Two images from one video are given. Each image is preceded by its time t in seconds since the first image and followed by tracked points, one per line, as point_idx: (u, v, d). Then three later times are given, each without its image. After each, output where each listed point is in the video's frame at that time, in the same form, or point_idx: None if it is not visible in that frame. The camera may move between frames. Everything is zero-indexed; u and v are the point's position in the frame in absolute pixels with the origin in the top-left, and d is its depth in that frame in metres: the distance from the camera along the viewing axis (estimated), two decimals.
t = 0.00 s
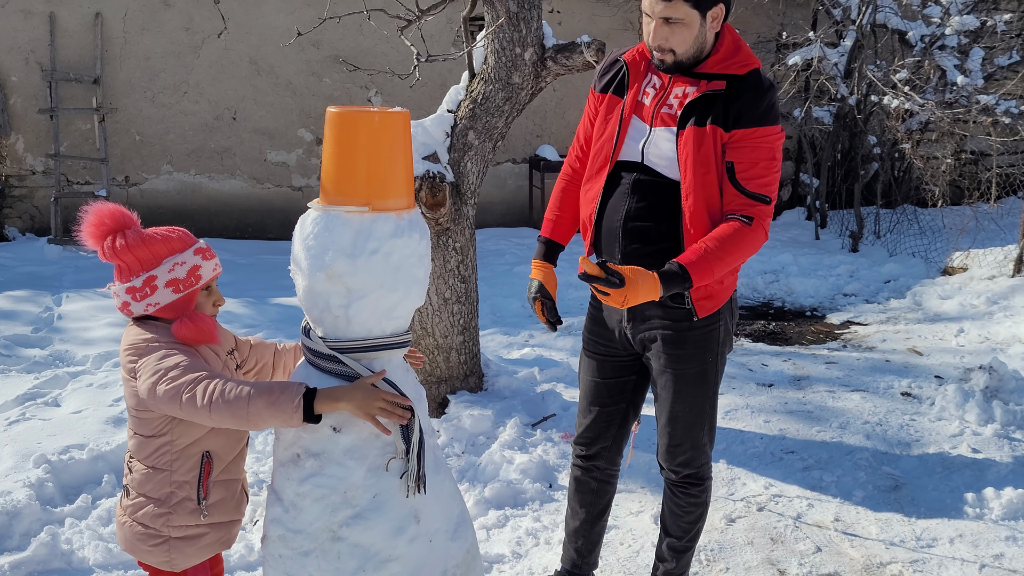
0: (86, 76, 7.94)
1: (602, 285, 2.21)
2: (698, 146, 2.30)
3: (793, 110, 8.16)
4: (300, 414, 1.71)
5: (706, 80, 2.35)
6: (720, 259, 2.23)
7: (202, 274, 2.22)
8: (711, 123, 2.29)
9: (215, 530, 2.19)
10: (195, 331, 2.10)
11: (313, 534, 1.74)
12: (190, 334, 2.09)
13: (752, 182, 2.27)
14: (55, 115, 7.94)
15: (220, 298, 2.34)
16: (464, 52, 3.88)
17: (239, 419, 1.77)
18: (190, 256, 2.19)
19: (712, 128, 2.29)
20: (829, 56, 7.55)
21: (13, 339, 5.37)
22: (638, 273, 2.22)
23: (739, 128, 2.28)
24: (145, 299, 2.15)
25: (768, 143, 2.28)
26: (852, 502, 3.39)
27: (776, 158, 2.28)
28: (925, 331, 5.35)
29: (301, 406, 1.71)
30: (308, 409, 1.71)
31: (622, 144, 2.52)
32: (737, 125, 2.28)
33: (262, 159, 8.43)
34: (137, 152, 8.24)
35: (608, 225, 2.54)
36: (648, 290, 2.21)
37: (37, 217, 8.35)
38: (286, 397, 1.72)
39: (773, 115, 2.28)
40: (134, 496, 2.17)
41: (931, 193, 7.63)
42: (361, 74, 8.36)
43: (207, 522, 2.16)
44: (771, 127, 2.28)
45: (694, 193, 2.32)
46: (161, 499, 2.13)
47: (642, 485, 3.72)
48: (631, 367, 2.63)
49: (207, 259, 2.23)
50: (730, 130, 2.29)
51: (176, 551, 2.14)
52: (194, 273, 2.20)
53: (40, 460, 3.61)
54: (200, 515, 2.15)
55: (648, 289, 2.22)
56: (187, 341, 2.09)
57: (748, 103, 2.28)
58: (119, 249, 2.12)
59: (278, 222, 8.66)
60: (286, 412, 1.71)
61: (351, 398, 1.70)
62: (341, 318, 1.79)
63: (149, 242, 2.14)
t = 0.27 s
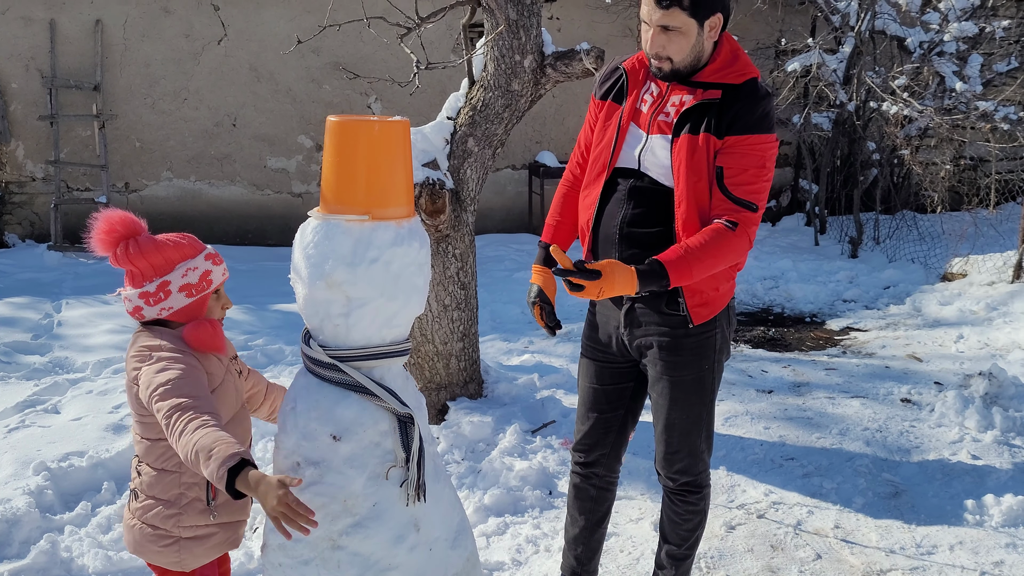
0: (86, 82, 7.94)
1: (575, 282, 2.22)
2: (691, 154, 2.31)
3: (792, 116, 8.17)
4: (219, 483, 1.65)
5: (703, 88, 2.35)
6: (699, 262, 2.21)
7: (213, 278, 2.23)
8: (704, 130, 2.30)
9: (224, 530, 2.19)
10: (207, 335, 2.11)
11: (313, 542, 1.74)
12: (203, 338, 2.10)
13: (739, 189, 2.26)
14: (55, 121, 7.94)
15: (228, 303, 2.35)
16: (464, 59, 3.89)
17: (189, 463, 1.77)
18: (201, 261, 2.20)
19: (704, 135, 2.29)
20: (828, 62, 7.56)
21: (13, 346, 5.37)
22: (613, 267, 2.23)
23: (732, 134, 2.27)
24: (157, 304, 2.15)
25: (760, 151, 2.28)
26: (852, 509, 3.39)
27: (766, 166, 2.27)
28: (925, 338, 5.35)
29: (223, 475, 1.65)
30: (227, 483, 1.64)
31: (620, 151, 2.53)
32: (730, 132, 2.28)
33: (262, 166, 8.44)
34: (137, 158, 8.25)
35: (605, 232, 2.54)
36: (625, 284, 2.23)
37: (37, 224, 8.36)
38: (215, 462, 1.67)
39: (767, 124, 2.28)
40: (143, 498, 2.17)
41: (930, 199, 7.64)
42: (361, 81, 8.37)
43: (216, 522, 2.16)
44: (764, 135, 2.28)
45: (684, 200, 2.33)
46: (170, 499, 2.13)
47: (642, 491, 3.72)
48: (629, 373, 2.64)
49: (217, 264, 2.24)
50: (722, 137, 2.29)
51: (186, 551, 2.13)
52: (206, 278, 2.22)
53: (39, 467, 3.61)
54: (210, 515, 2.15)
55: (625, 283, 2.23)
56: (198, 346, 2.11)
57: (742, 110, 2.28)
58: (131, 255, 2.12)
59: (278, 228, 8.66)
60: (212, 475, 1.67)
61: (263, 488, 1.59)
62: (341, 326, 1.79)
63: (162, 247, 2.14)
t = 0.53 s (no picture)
0: (86, 91, 7.95)
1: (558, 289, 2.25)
2: (684, 163, 2.32)
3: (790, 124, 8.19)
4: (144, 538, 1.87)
5: (699, 98, 2.36)
6: (679, 266, 2.20)
7: (230, 285, 2.29)
8: (697, 139, 2.31)
9: (244, 523, 2.26)
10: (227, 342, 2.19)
11: (313, 553, 1.74)
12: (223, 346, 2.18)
13: (727, 195, 2.25)
14: (55, 129, 7.95)
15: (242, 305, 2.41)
16: (464, 69, 3.90)
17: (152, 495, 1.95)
18: (219, 269, 2.25)
19: (697, 144, 2.30)
20: (827, 70, 7.59)
21: (13, 355, 5.37)
22: (595, 269, 2.24)
23: (725, 142, 2.26)
24: (178, 313, 2.20)
25: (752, 159, 2.26)
26: (852, 517, 3.39)
27: (757, 175, 2.26)
28: (924, 345, 5.36)
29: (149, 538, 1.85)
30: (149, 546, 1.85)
31: (618, 159, 2.53)
32: (723, 139, 2.27)
33: (262, 174, 8.44)
34: (137, 166, 8.25)
35: (603, 240, 2.55)
36: (606, 286, 2.23)
37: (37, 232, 8.36)
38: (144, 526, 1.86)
39: (761, 133, 2.27)
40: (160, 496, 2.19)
41: (929, 206, 7.65)
42: (361, 90, 8.39)
43: (238, 515, 2.23)
44: (757, 144, 2.26)
45: (677, 208, 2.34)
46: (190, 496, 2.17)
47: (642, 500, 3.72)
48: (626, 382, 2.64)
49: (234, 271, 2.29)
50: (714, 146, 2.28)
51: (209, 544, 2.19)
52: (223, 285, 2.27)
53: (39, 476, 3.61)
54: (233, 509, 2.22)
55: (606, 284, 2.24)
56: (217, 352, 2.19)
57: (736, 118, 2.27)
58: (152, 266, 2.15)
59: (278, 236, 8.67)
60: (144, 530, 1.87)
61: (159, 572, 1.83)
62: (341, 336, 1.79)
63: (182, 257, 2.18)
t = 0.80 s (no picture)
0: (86, 100, 7.96)
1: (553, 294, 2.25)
2: (681, 173, 2.33)
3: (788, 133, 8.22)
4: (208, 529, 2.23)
5: (695, 108, 2.36)
6: (674, 273, 2.20)
7: (249, 290, 2.46)
8: (693, 149, 2.32)
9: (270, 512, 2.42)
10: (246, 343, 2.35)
11: (313, 563, 1.73)
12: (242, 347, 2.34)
13: (722, 204, 2.25)
14: (55, 138, 7.96)
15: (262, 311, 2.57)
16: (463, 79, 3.91)
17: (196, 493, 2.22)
18: (238, 275, 2.43)
19: (694, 154, 2.31)
20: (825, 79, 7.62)
21: (12, 364, 5.37)
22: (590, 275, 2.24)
23: (720, 151, 2.27)
24: (200, 314, 2.37)
25: (747, 168, 2.26)
26: (851, 526, 3.39)
27: (753, 184, 2.26)
28: (923, 354, 5.36)
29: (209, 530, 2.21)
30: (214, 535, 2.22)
31: (616, 168, 2.54)
32: (718, 149, 2.28)
33: (261, 183, 8.45)
34: (137, 174, 8.26)
35: (601, 248, 2.55)
36: (601, 293, 2.22)
37: (37, 240, 8.36)
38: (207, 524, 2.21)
39: (757, 142, 2.27)
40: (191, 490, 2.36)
41: (927, 215, 7.67)
42: (360, 99, 8.41)
43: (264, 504, 2.39)
44: (754, 153, 2.27)
45: (672, 217, 2.34)
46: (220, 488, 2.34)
47: (642, 509, 3.72)
48: (625, 391, 2.64)
49: (252, 277, 2.46)
50: (710, 155, 2.29)
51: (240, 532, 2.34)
52: (242, 290, 2.44)
53: (38, 486, 3.60)
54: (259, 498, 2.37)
55: (601, 291, 2.23)
56: (236, 353, 2.34)
57: (732, 128, 2.27)
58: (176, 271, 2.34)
59: (277, 244, 8.68)
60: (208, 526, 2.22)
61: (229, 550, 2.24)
62: (341, 345, 1.78)
63: (204, 263, 2.36)
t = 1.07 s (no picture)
0: (85, 108, 7.97)
1: (551, 300, 2.23)
2: (678, 182, 2.33)
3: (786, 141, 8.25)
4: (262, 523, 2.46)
5: (693, 117, 2.37)
6: (672, 282, 2.20)
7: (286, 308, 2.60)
8: (691, 158, 2.32)
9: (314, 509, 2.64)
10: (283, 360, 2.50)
11: (312, 572, 1.73)
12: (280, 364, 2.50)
13: (720, 212, 2.24)
14: (55, 147, 7.97)
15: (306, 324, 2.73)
16: (462, 88, 3.92)
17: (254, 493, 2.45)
18: (274, 295, 2.57)
19: (691, 162, 2.32)
20: (822, 88, 7.66)
21: (11, 372, 5.36)
22: (588, 283, 2.24)
23: (718, 160, 2.27)
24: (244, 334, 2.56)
25: (745, 177, 2.25)
26: (850, 534, 3.38)
27: (751, 193, 2.25)
28: (921, 361, 5.37)
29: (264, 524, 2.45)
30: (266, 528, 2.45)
31: (614, 178, 2.55)
32: (716, 157, 2.28)
33: (260, 191, 8.47)
34: (136, 183, 8.27)
35: (600, 257, 2.56)
36: (600, 301, 2.22)
37: (35, 248, 8.36)
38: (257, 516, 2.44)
39: (755, 151, 2.27)
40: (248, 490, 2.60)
41: (925, 223, 7.69)
42: (359, 108, 8.43)
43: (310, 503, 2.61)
44: (751, 162, 2.26)
45: (671, 226, 2.35)
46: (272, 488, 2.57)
47: (640, 517, 3.72)
48: (624, 399, 2.64)
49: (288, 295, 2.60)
50: (708, 164, 2.29)
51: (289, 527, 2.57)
52: (280, 309, 2.59)
53: (37, 495, 3.60)
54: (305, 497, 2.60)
55: (600, 298, 2.23)
56: (277, 370, 2.50)
57: (729, 136, 2.27)
58: (217, 295, 2.51)
59: (276, 252, 8.69)
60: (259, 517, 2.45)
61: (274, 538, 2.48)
62: (340, 354, 1.78)
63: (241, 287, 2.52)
